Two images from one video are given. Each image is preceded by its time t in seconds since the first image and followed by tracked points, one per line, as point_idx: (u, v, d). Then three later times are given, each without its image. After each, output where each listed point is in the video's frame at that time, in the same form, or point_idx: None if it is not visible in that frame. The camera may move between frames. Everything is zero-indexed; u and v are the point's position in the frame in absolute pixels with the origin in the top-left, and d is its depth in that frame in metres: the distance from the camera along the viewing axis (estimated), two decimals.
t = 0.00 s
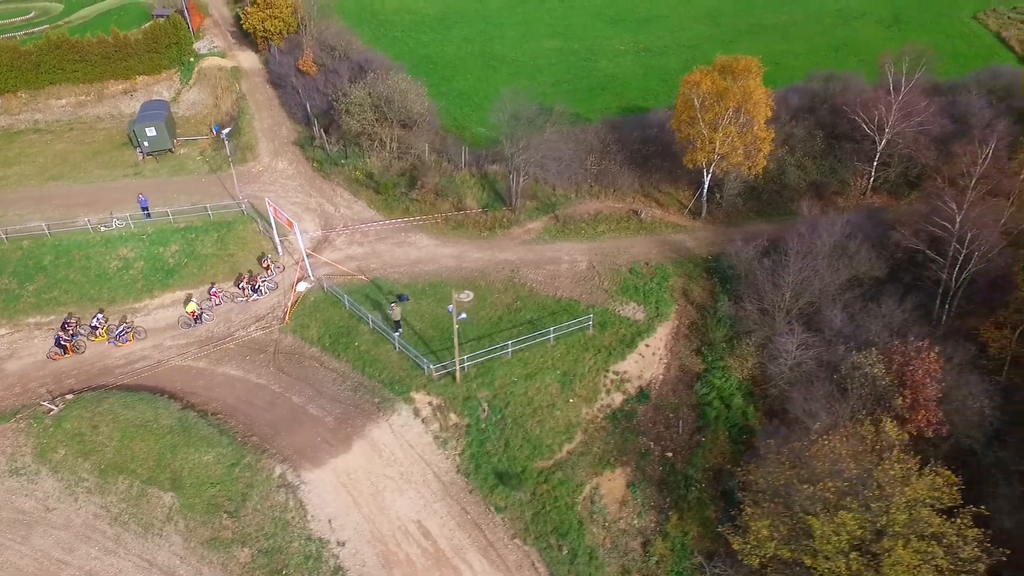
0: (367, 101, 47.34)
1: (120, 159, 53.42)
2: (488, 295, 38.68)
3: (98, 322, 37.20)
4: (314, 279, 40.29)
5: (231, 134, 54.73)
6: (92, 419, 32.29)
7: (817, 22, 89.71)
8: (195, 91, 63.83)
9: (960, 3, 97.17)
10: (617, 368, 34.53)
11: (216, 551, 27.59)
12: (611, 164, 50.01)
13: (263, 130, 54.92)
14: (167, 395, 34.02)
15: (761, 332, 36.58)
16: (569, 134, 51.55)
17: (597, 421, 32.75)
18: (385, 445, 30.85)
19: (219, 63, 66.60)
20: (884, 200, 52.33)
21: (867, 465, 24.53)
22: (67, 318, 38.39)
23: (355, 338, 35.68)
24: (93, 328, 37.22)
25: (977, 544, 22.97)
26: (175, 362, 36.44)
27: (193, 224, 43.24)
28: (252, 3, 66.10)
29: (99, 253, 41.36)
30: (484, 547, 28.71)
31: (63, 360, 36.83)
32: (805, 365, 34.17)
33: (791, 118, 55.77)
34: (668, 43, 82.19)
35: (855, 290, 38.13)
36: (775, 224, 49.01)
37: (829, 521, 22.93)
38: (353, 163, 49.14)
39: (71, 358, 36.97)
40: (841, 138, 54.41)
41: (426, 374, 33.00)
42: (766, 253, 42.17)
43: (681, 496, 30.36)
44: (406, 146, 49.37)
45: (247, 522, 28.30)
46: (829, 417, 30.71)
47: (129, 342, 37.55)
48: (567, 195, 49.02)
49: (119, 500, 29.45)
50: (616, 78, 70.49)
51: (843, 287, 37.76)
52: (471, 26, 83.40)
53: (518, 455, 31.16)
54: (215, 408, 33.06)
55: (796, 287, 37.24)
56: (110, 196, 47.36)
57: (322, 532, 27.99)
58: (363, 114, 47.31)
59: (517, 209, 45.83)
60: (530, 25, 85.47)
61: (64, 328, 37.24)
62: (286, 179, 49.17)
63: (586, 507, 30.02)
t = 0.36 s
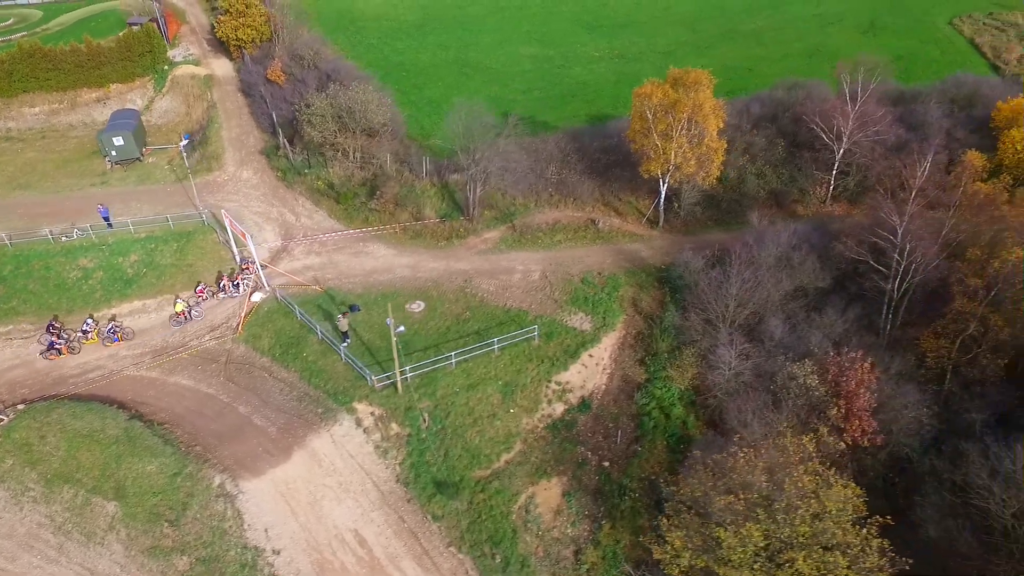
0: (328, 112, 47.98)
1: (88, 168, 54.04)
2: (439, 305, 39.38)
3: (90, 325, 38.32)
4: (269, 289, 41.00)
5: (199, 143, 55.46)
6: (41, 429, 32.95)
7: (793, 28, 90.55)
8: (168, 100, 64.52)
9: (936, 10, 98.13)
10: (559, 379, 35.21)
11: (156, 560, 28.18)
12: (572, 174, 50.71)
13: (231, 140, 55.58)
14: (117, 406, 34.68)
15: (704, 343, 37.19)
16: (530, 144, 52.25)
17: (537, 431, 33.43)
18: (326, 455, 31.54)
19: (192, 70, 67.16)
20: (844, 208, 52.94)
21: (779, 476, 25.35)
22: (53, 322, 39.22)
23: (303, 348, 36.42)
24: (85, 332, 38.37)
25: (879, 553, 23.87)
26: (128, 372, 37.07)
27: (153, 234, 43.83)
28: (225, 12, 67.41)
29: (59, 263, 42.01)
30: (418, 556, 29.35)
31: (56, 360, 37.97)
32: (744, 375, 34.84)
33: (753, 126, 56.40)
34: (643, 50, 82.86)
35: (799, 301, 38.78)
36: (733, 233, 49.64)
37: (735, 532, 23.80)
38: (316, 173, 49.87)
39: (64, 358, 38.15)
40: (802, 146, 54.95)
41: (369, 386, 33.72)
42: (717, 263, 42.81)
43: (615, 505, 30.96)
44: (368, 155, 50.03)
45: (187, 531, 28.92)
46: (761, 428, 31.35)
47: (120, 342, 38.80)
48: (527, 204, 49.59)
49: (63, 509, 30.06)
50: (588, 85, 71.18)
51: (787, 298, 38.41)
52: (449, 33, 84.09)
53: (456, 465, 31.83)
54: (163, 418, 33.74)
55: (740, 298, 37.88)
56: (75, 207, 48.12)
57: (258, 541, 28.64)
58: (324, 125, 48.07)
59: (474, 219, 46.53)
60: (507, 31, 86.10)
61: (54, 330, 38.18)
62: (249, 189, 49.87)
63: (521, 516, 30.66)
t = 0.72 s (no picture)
0: (291, 123, 48.57)
1: (57, 177, 54.62)
2: (392, 316, 40.07)
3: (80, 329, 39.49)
4: (226, 300, 41.75)
5: (167, 153, 56.13)
6: None
7: (768, 35, 91.39)
8: (141, 109, 65.15)
9: (912, 16, 99.14)
10: (504, 389, 35.90)
11: (98, 569, 28.34)
12: (533, 183, 51.34)
13: (199, 149, 56.25)
14: (68, 417, 35.28)
15: (649, 353, 37.84)
16: (492, 155, 52.89)
17: (479, 441, 34.15)
18: (269, 465, 32.25)
19: (165, 79, 67.72)
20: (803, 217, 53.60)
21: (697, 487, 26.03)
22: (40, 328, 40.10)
23: (254, 359, 37.15)
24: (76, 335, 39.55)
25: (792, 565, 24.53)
26: (83, 382, 37.70)
27: (114, 244, 44.42)
28: (199, 21, 68.03)
29: (20, 274, 42.59)
30: (357, 564, 29.89)
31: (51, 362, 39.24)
32: (684, 386, 35.59)
33: (715, 135, 57.11)
34: (618, 56, 83.55)
35: (744, 312, 39.54)
36: (690, 242, 50.31)
37: (648, 542, 24.49)
38: (280, 183, 50.56)
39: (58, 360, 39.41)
40: (763, 154, 55.37)
41: (315, 396, 34.48)
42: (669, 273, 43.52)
43: (552, 514, 31.51)
44: (331, 166, 50.66)
45: (129, 540, 29.27)
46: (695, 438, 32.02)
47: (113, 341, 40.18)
48: (487, 214, 50.18)
49: (9, 519, 29.93)
50: (560, 93, 71.87)
51: (732, 309, 39.16)
52: (426, 40, 84.81)
53: (398, 475, 32.53)
54: (113, 429, 34.38)
55: (685, 309, 38.57)
56: (40, 218, 48.79)
57: (197, 550, 29.17)
58: (287, 136, 48.51)
59: (433, 229, 47.21)
60: (484, 38, 86.73)
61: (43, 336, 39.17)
62: (213, 199, 50.50)
63: (458, 525, 31.30)
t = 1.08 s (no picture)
0: (254, 130, 48.82)
1: (26, 182, 54.95)
2: (346, 321, 40.50)
3: (68, 325, 40.40)
4: (184, 305, 42.16)
5: (135, 158, 56.55)
6: None
7: (746, 39, 91.92)
8: (114, 113, 65.45)
9: (890, 19, 99.79)
10: (452, 395, 36.33)
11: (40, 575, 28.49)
12: (496, 189, 51.72)
13: (167, 154, 56.61)
14: (20, 422, 35.59)
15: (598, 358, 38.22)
16: (456, 160, 53.28)
17: (425, 446, 34.60)
18: (213, 470, 32.71)
19: (138, 83, 67.95)
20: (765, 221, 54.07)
21: (623, 494, 26.53)
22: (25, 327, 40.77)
23: (206, 364, 37.57)
24: (64, 331, 40.43)
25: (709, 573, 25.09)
26: (38, 388, 38.04)
27: (76, 250, 44.84)
28: (172, 26, 68.35)
29: None
30: (298, 568, 30.28)
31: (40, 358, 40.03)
32: (629, 391, 36.04)
33: (680, 140, 57.55)
34: (594, 60, 84.05)
35: (693, 317, 40.02)
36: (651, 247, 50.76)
37: (568, 549, 25.02)
38: (244, 189, 50.98)
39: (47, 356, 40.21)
40: (727, 158, 55.78)
41: (262, 402, 34.85)
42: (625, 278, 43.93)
43: (493, 518, 31.90)
44: (296, 171, 51.02)
45: (72, 545, 29.54)
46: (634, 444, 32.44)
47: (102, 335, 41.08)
48: (450, 219, 50.58)
49: None
50: (533, 97, 72.35)
51: (681, 315, 39.62)
52: (403, 43, 85.16)
53: (342, 479, 32.96)
54: (63, 434, 34.74)
55: (634, 315, 38.97)
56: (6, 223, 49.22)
57: (138, 555, 29.54)
58: (250, 143, 48.78)
59: (393, 234, 47.67)
60: (462, 42, 87.15)
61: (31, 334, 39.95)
62: (178, 205, 50.83)
63: (400, 529, 31.74)
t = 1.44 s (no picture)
0: (217, 133, 49.04)
1: None
2: (301, 325, 40.92)
3: (53, 316, 41.16)
4: (142, 308, 42.45)
5: (104, 162, 56.84)
6: None
7: (723, 42, 92.35)
8: (86, 116, 65.70)
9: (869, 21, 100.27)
10: (401, 397, 36.76)
11: None
12: (460, 192, 52.07)
13: (135, 158, 56.90)
14: None
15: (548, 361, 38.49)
16: (420, 164, 53.66)
17: (372, 448, 34.94)
18: (158, 473, 33.01)
19: (111, 86, 68.13)
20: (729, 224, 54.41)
21: (551, 500, 26.91)
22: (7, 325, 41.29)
23: (158, 367, 37.97)
24: (49, 324, 41.21)
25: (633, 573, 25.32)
26: None
27: (37, 254, 45.43)
28: (145, 29, 68.49)
29: None
30: (240, 569, 30.33)
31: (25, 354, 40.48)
32: (576, 394, 36.37)
33: (646, 144, 57.97)
34: (571, 62, 84.40)
35: (645, 320, 40.41)
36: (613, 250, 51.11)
37: (491, 551, 25.19)
38: (209, 193, 51.31)
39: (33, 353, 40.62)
40: (692, 161, 56.15)
41: (210, 405, 35.41)
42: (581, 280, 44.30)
43: (435, 520, 32.14)
44: (260, 175, 51.33)
45: (13, 548, 29.80)
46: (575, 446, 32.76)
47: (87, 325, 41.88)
48: (412, 222, 50.94)
49: None
50: (506, 100, 72.75)
51: (632, 318, 40.02)
52: (381, 46, 85.49)
53: (287, 481, 33.24)
54: (13, 437, 35.00)
55: (584, 319, 39.34)
56: None
57: (78, 558, 29.77)
58: (214, 147, 49.12)
59: (354, 238, 48.07)
60: (440, 44, 87.47)
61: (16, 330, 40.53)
62: (143, 208, 51.08)
63: (342, 530, 32.02)
